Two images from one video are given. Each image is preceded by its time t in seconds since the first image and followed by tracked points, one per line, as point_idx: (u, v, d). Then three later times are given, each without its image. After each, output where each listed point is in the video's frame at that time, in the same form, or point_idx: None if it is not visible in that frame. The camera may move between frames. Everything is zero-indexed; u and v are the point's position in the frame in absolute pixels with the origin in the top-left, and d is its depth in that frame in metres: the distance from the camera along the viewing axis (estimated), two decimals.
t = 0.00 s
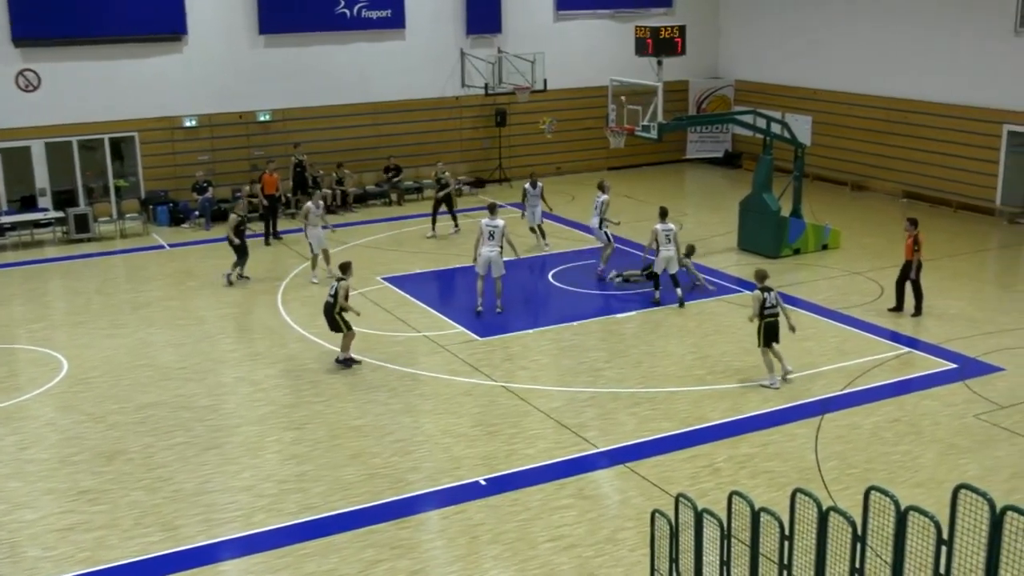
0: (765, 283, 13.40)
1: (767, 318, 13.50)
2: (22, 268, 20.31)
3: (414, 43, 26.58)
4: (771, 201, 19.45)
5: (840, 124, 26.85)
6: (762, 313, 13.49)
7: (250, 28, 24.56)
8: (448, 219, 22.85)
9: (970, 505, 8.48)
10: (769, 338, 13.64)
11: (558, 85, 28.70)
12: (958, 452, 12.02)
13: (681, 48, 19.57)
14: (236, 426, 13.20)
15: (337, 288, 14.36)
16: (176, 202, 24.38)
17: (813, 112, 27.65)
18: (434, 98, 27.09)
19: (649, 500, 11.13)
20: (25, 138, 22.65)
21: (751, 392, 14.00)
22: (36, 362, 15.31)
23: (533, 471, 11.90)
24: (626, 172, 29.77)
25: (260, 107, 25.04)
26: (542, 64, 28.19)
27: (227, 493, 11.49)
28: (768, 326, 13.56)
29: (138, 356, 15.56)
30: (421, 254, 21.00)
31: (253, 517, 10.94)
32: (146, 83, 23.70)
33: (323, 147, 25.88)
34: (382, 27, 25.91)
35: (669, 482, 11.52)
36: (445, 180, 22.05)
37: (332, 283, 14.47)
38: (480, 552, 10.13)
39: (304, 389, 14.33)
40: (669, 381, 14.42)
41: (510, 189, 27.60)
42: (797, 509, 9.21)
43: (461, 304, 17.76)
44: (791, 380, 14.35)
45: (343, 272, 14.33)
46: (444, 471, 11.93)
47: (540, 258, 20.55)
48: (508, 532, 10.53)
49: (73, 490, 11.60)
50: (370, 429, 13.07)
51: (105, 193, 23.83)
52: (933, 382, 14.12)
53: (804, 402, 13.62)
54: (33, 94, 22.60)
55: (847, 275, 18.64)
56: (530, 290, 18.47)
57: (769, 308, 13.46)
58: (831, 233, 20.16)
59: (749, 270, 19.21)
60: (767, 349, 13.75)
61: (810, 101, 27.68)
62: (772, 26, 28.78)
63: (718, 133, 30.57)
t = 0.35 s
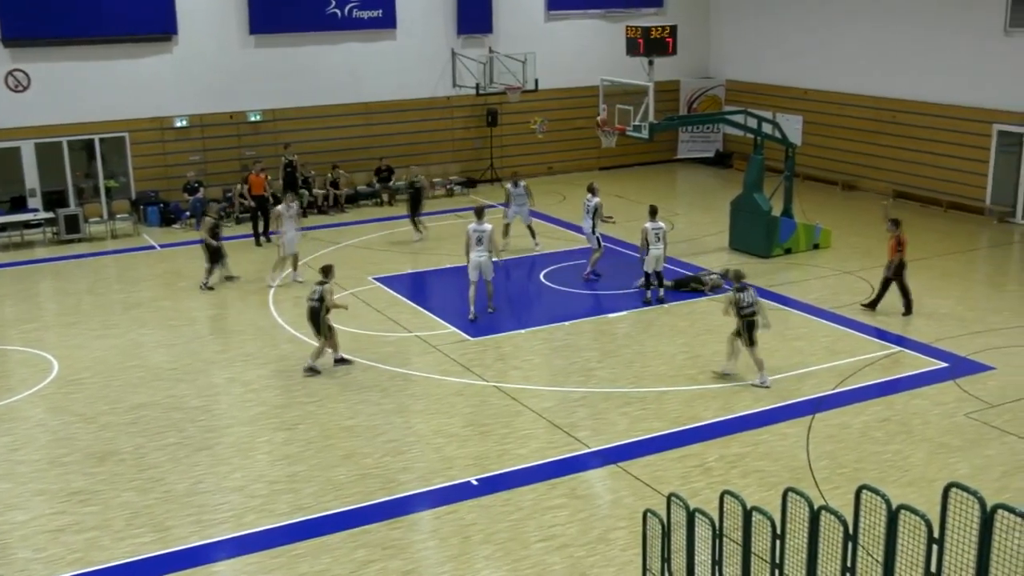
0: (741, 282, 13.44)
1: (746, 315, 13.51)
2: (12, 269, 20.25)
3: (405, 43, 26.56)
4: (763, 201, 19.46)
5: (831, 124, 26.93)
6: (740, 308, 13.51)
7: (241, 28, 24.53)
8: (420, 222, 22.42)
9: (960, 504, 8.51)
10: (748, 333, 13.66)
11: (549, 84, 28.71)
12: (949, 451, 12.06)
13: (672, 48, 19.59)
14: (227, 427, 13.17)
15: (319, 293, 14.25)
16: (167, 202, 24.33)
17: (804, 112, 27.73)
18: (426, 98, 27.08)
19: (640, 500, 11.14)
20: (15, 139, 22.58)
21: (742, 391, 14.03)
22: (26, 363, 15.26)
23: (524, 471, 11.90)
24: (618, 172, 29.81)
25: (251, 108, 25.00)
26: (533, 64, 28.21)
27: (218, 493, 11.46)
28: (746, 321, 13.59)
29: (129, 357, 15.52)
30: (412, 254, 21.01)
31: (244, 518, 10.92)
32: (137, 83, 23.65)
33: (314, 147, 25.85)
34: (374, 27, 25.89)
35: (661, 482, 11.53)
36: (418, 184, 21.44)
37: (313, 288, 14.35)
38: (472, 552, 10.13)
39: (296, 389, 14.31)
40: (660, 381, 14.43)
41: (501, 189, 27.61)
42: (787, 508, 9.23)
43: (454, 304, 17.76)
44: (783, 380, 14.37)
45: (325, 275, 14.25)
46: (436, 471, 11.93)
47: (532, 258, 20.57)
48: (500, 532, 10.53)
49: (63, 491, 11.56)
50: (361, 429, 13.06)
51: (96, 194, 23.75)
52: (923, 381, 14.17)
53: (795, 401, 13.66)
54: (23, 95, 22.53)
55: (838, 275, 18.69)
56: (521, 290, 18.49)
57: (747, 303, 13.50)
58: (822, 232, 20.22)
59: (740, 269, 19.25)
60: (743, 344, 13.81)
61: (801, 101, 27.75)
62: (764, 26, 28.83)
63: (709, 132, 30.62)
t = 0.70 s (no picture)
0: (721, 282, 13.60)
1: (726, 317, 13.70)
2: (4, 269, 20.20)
3: (398, 43, 26.55)
4: (756, 201, 19.51)
5: (824, 124, 26.96)
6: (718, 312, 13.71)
7: (234, 28, 24.50)
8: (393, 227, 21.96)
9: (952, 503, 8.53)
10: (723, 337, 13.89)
11: (542, 85, 28.71)
12: (942, 450, 12.09)
13: (666, 48, 19.61)
14: (220, 427, 13.16)
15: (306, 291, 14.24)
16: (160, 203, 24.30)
17: (797, 112, 27.76)
18: (419, 98, 27.06)
19: (634, 499, 11.14)
20: (7, 139, 22.53)
21: (735, 391, 14.05)
22: (19, 364, 15.23)
23: (518, 471, 11.90)
24: (612, 172, 29.82)
25: (244, 108, 24.98)
26: (526, 64, 28.21)
27: (212, 494, 11.45)
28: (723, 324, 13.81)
29: (123, 358, 15.49)
30: (406, 254, 21.00)
31: (238, 518, 10.91)
32: (130, 83, 23.62)
33: (307, 147, 25.83)
34: (367, 27, 25.87)
35: (654, 482, 11.54)
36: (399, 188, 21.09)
37: (299, 285, 14.33)
38: (467, 552, 10.13)
39: (289, 390, 14.29)
40: (654, 381, 14.44)
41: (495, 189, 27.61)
42: (781, 507, 9.23)
43: (447, 304, 17.76)
44: (777, 379, 14.39)
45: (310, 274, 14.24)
46: (430, 471, 11.92)
47: (526, 258, 20.56)
48: (494, 532, 10.53)
49: (56, 492, 11.54)
50: (355, 429, 13.06)
51: (89, 194, 23.70)
52: (916, 380, 14.20)
53: (789, 401, 13.67)
54: (15, 95, 22.48)
55: (832, 275, 18.72)
56: (514, 290, 18.48)
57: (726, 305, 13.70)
58: (815, 232, 20.27)
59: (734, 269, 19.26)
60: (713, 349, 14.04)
61: (794, 101, 27.78)
62: (757, 26, 28.86)
63: (703, 132, 30.65)
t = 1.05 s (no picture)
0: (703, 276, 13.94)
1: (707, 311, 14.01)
2: None
3: (390, 43, 26.53)
4: (748, 201, 19.56)
5: (816, 124, 27.01)
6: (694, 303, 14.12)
7: (225, 28, 24.46)
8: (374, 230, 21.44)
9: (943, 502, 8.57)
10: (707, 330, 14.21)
11: (534, 85, 28.72)
12: (933, 449, 12.13)
13: (657, 48, 19.64)
14: (213, 428, 13.14)
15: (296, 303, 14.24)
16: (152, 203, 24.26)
17: (790, 112, 27.79)
18: (411, 98, 27.05)
19: (627, 499, 11.15)
20: None
21: (727, 390, 14.07)
22: (10, 366, 15.18)
23: (511, 471, 11.91)
24: (604, 172, 29.85)
25: (236, 108, 24.95)
26: (518, 64, 28.24)
27: (204, 495, 11.43)
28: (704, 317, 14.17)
29: (114, 359, 15.45)
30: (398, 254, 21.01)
31: (231, 519, 10.89)
32: (121, 83, 23.56)
33: (297, 147, 25.79)
34: (359, 27, 25.85)
35: (647, 481, 11.56)
36: (380, 191, 20.32)
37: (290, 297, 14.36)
38: (460, 552, 10.13)
39: (281, 390, 14.27)
40: (646, 381, 14.45)
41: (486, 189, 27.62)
42: (773, 507, 9.25)
43: (440, 304, 17.75)
44: (768, 379, 14.43)
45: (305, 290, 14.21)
46: (423, 471, 11.92)
47: (518, 258, 20.56)
48: (487, 532, 10.54)
49: (48, 493, 11.50)
50: (348, 430, 13.05)
51: (80, 195, 23.63)
52: (907, 379, 14.26)
53: (781, 400, 13.70)
54: (5, 95, 22.39)
55: (823, 274, 18.77)
56: (506, 290, 18.48)
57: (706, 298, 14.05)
58: (806, 232, 20.32)
59: (726, 268, 19.30)
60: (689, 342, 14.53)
61: (786, 101, 27.81)
62: (749, 25, 28.88)
63: (695, 132, 30.70)
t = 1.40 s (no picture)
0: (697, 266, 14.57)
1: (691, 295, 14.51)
2: None
3: (383, 43, 26.52)
4: (742, 200, 19.59)
5: (811, 124, 27.03)
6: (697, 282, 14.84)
7: (219, 29, 24.44)
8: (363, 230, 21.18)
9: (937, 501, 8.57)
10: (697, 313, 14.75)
11: (528, 85, 28.73)
12: (927, 448, 12.15)
13: (651, 47, 19.63)
14: (207, 428, 13.12)
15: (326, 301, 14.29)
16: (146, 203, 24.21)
17: (785, 112, 27.82)
18: (405, 98, 27.03)
19: (622, 499, 11.16)
20: None
21: (722, 390, 14.09)
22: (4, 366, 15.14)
23: (505, 471, 11.90)
24: (598, 171, 29.85)
25: (230, 108, 24.91)
26: (512, 64, 28.26)
27: (199, 495, 11.41)
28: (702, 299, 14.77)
29: (108, 359, 15.43)
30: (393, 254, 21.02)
31: (225, 519, 10.87)
32: (115, 83, 23.52)
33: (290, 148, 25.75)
34: (353, 27, 25.84)
35: (642, 481, 11.57)
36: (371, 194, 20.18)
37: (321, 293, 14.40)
38: (455, 552, 10.13)
39: (276, 390, 14.26)
40: (641, 380, 14.46)
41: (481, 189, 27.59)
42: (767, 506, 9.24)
43: (434, 305, 17.74)
44: (762, 378, 14.44)
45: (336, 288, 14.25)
46: (417, 471, 11.92)
47: (513, 258, 20.56)
48: (482, 532, 10.54)
49: (42, 494, 11.48)
50: (342, 430, 13.04)
51: (73, 195, 23.56)
52: (902, 379, 14.28)
53: (775, 400, 13.71)
54: None
55: (817, 274, 18.80)
56: (501, 290, 18.48)
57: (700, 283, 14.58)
58: (800, 231, 20.36)
59: (720, 268, 19.32)
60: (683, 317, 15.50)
61: (781, 101, 27.83)
62: (744, 26, 28.92)
63: (689, 132, 30.73)
